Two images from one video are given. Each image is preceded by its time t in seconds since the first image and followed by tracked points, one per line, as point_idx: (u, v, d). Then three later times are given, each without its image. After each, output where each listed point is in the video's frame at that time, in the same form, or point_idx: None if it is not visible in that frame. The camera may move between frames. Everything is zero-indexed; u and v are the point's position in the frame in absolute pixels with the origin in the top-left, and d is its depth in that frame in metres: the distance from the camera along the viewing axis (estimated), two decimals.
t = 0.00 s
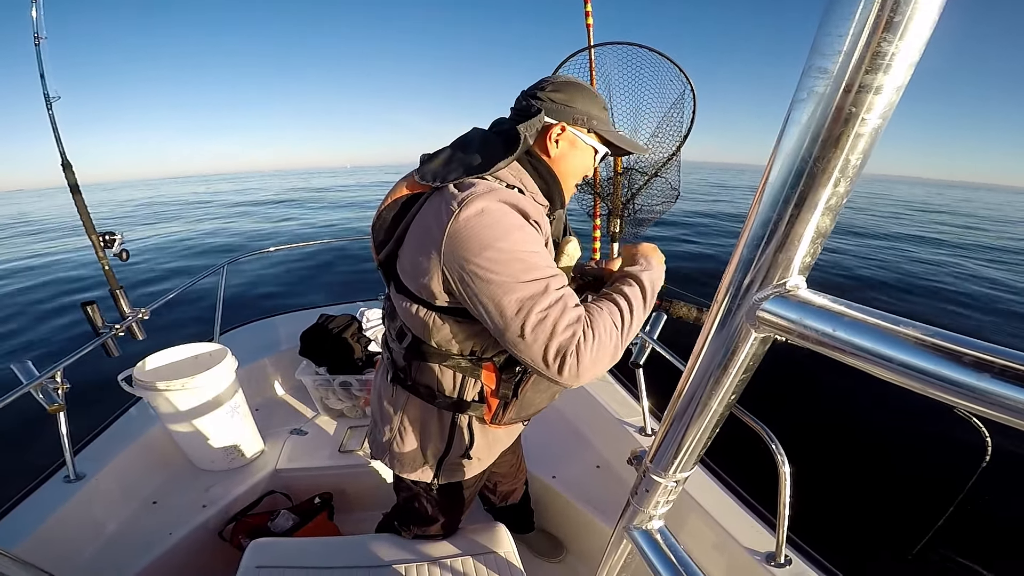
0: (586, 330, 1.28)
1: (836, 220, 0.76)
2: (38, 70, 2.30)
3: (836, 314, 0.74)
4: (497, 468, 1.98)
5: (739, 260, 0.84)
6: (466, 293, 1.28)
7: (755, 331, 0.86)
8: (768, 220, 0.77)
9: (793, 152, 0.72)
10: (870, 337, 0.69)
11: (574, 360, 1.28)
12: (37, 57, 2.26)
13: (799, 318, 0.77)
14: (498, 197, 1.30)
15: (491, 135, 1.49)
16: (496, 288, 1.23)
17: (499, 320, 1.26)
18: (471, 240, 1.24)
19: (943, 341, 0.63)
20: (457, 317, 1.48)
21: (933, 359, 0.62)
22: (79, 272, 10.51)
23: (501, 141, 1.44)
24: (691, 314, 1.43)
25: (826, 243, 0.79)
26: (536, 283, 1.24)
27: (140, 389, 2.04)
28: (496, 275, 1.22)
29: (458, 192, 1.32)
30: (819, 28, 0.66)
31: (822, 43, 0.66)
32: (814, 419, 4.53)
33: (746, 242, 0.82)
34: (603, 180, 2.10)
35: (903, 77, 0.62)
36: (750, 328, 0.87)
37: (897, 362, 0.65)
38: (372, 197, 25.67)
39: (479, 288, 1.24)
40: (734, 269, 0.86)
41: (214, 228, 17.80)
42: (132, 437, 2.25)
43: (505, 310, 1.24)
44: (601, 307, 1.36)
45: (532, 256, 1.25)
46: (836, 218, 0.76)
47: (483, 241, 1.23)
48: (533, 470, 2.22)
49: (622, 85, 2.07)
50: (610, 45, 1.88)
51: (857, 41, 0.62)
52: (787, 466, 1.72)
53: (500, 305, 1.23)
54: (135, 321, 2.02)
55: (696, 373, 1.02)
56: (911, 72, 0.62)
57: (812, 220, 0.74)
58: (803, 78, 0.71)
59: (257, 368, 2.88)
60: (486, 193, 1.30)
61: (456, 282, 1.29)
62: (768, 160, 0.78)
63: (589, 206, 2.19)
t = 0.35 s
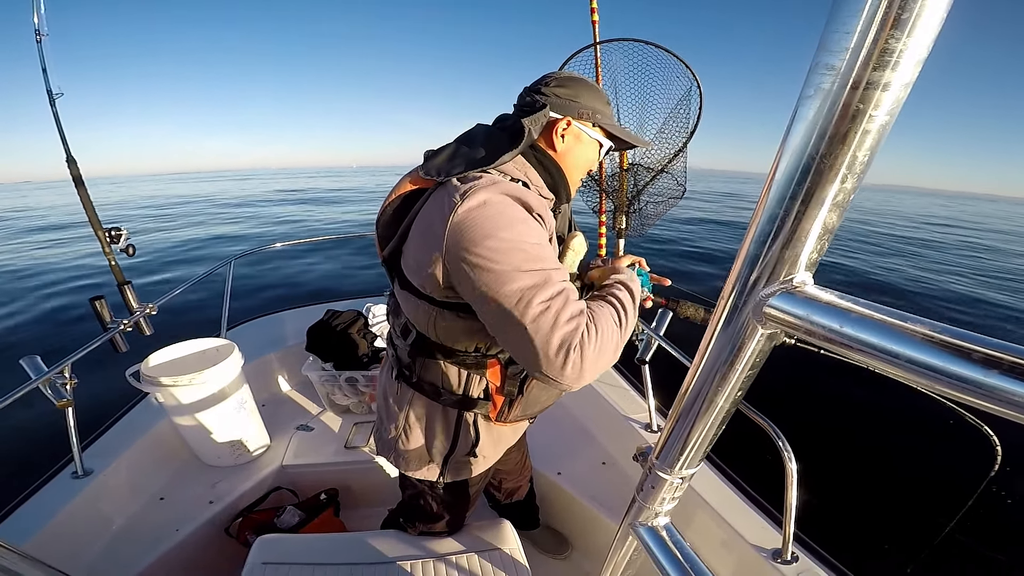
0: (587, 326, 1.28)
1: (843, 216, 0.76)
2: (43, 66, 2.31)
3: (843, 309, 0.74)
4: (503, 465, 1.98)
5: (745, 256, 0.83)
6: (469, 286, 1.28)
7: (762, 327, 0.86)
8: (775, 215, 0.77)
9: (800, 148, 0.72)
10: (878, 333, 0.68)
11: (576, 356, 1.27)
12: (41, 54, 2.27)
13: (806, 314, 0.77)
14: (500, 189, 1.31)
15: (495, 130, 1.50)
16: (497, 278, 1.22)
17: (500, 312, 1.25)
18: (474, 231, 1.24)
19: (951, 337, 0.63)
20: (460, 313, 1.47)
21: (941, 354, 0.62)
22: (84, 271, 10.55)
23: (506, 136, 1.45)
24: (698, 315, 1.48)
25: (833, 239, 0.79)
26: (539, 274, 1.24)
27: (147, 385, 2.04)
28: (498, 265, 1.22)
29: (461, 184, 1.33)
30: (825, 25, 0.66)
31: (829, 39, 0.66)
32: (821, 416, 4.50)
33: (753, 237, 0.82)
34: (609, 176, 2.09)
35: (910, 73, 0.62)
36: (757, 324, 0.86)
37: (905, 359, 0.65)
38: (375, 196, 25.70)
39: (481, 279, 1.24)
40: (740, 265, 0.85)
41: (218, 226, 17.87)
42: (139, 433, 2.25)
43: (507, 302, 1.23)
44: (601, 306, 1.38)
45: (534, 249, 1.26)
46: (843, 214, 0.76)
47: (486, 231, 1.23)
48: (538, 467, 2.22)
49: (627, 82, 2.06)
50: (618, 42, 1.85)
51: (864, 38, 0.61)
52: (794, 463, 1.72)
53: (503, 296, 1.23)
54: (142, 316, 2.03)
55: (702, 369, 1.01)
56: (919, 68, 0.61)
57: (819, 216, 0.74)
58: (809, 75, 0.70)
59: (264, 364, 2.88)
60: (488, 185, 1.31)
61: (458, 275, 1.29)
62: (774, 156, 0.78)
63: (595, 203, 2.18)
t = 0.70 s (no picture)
0: (558, 327, 1.19)
1: (839, 226, 0.76)
2: (38, 76, 2.30)
3: (839, 319, 0.74)
4: (494, 473, 1.99)
5: (742, 265, 0.83)
6: (440, 298, 1.28)
7: (758, 336, 0.86)
8: (772, 225, 0.77)
9: (797, 157, 0.72)
10: (873, 343, 0.68)
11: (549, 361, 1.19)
12: (33, 64, 2.26)
13: (802, 324, 0.76)
14: (463, 199, 1.32)
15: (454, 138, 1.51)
16: (465, 291, 1.23)
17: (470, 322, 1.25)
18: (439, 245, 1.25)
19: (946, 346, 0.62)
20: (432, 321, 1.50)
21: (936, 364, 0.62)
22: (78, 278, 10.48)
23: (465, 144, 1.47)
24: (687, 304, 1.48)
25: (828, 249, 0.79)
26: (503, 281, 1.20)
27: (142, 393, 2.04)
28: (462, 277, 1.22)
29: (425, 195, 1.34)
30: (822, 32, 0.65)
31: (825, 48, 0.65)
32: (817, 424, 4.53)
33: (750, 247, 0.81)
34: (605, 185, 2.06)
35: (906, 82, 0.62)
36: (753, 333, 0.86)
37: (900, 368, 0.65)
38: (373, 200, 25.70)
39: (450, 292, 1.25)
40: (737, 275, 0.85)
41: (216, 231, 17.83)
42: (136, 441, 2.26)
43: (473, 313, 1.23)
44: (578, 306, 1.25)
45: (497, 254, 1.23)
46: (838, 224, 0.76)
47: (451, 244, 1.24)
48: (535, 475, 2.22)
49: (623, 89, 2.07)
50: (615, 50, 1.86)
51: (860, 45, 0.61)
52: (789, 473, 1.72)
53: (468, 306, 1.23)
54: (139, 326, 2.02)
55: (698, 377, 1.01)
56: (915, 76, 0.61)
57: (815, 225, 0.73)
58: (805, 83, 0.70)
59: (257, 376, 2.88)
60: (451, 196, 1.32)
61: (429, 288, 1.29)
62: (771, 165, 0.77)
63: (591, 212, 2.15)
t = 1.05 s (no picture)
0: (564, 333, 1.22)
1: (844, 232, 0.75)
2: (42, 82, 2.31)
3: (843, 326, 0.73)
4: (496, 479, 1.99)
5: (746, 271, 0.83)
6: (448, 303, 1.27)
7: (762, 343, 0.86)
8: (776, 231, 0.77)
9: (801, 162, 0.71)
10: (877, 349, 0.68)
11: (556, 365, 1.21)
12: (37, 69, 2.26)
13: (807, 330, 0.76)
14: (471, 206, 1.32)
15: (464, 145, 1.51)
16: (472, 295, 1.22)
17: (478, 329, 1.25)
18: (446, 249, 1.25)
19: (951, 353, 0.62)
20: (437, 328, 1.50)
21: (941, 370, 0.62)
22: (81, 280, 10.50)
23: (474, 152, 1.47)
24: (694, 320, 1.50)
25: (833, 255, 0.78)
26: (510, 288, 1.20)
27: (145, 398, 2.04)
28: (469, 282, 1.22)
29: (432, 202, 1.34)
30: (827, 37, 0.65)
31: (830, 53, 0.65)
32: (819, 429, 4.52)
33: (754, 253, 0.81)
34: (608, 191, 2.08)
35: (911, 87, 0.62)
36: (757, 340, 0.86)
37: (905, 374, 0.65)
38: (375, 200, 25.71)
39: (457, 295, 1.24)
40: (741, 281, 0.85)
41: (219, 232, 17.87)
42: (140, 445, 2.26)
43: (480, 319, 1.22)
44: (579, 309, 1.31)
45: (506, 261, 1.23)
46: (843, 230, 0.75)
47: (459, 248, 1.24)
48: (538, 480, 2.22)
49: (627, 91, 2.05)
50: (619, 55, 1.84)
51: (865, 51, 0.61)
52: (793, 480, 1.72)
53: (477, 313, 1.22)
54: (142, 331, 2.03)
55: (702, 383, 1.01)
56: (921, 81, 0.61)
57: (820, 231, 0.73)
58: (810, 88, 0.70)
59: (261, 379, 2.89)
60: (460, 203, 1.32)
61: (435, 293, 1.28)
62: (776, 170, 0.77)
63: (594, 217, 2.17)
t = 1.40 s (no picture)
0: (574, 336, 1.22)
1: (847, 233, 0.75)
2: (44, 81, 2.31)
3: (845, 327, 0.73)
4: (500, 479, 1.99)
5: (749, 272, 0.83)
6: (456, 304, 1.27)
7: (764, 343, 0.85)
8: (778, 232, 0.76)
9: (804, 163, 0.71)
10: (880, 351, 0.68)
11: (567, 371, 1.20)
12: (39, 68, 2.26)
13: (809, 331, 0.76)
14: (483, 206, 1.31)
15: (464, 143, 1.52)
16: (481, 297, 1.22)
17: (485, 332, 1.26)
18: (455, 251, 1.24)
19: (953, 354, 0.62)
20: (447, 329, 1.50)
21: (944, 371, 0.61)
22: (82, 278, 10.49)
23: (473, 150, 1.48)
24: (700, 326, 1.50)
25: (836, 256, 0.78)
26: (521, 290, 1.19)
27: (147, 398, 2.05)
28: (475, 284, 1.22)
29: (442, 204, 1.34)
30: (830, 37, 0.65)
31: (834, 53, 0.65)
32: (820, 430, 4.52)
33: (756, 254, 0.81)
34: (610, 191, 2.08)
35: (914, 87, 0.61)
36: (759, 340, 0.85)
37: (908, 376, 0.64)
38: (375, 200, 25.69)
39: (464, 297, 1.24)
40: (744, 281, 0.85)
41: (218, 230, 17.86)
42: (141, 445, 2.26)
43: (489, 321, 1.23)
44: (589, 316, 1.30)
45: (513, 263, 1.22)
46: (846, 231, 0.75)
47: (467, 250, 1.23)
48: (540, 481, 2.22)
49: (628, 91, 2.05)
50: (620, 55, 1.85)
51: (869, 51, 0.61)
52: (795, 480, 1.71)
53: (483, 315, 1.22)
54: (144, 332, 2.03)
55: (704, 382, 1.01)
56: (923, 82, 0.61)
57: (823, 232, 0.73)
58: (813, 88, 0.70)
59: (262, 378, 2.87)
60: (471, 204, 1.31)
61: (445, 295, 1.29)
62: (779, 171, 0.77)
63: (596, 217, 2.18)
